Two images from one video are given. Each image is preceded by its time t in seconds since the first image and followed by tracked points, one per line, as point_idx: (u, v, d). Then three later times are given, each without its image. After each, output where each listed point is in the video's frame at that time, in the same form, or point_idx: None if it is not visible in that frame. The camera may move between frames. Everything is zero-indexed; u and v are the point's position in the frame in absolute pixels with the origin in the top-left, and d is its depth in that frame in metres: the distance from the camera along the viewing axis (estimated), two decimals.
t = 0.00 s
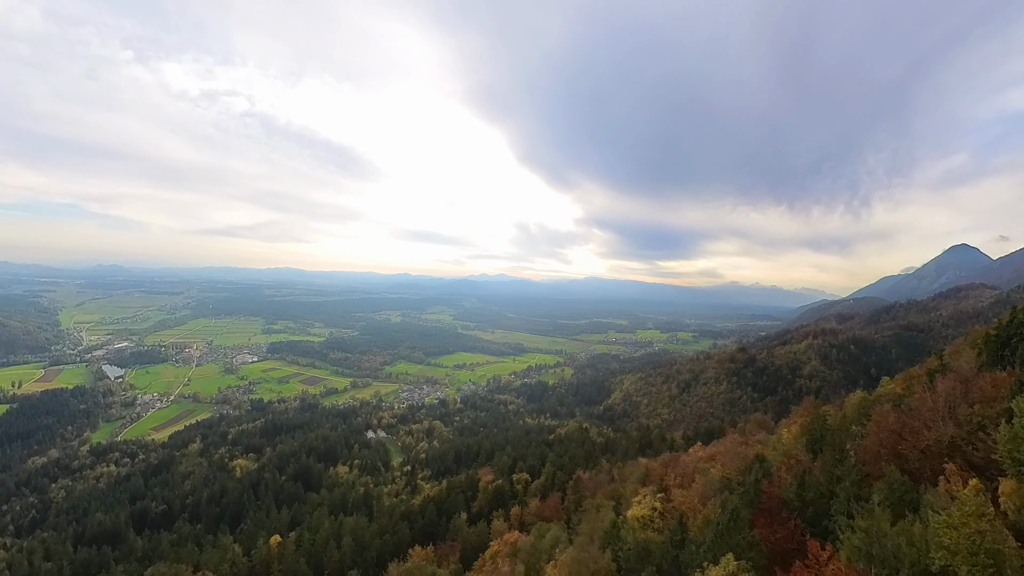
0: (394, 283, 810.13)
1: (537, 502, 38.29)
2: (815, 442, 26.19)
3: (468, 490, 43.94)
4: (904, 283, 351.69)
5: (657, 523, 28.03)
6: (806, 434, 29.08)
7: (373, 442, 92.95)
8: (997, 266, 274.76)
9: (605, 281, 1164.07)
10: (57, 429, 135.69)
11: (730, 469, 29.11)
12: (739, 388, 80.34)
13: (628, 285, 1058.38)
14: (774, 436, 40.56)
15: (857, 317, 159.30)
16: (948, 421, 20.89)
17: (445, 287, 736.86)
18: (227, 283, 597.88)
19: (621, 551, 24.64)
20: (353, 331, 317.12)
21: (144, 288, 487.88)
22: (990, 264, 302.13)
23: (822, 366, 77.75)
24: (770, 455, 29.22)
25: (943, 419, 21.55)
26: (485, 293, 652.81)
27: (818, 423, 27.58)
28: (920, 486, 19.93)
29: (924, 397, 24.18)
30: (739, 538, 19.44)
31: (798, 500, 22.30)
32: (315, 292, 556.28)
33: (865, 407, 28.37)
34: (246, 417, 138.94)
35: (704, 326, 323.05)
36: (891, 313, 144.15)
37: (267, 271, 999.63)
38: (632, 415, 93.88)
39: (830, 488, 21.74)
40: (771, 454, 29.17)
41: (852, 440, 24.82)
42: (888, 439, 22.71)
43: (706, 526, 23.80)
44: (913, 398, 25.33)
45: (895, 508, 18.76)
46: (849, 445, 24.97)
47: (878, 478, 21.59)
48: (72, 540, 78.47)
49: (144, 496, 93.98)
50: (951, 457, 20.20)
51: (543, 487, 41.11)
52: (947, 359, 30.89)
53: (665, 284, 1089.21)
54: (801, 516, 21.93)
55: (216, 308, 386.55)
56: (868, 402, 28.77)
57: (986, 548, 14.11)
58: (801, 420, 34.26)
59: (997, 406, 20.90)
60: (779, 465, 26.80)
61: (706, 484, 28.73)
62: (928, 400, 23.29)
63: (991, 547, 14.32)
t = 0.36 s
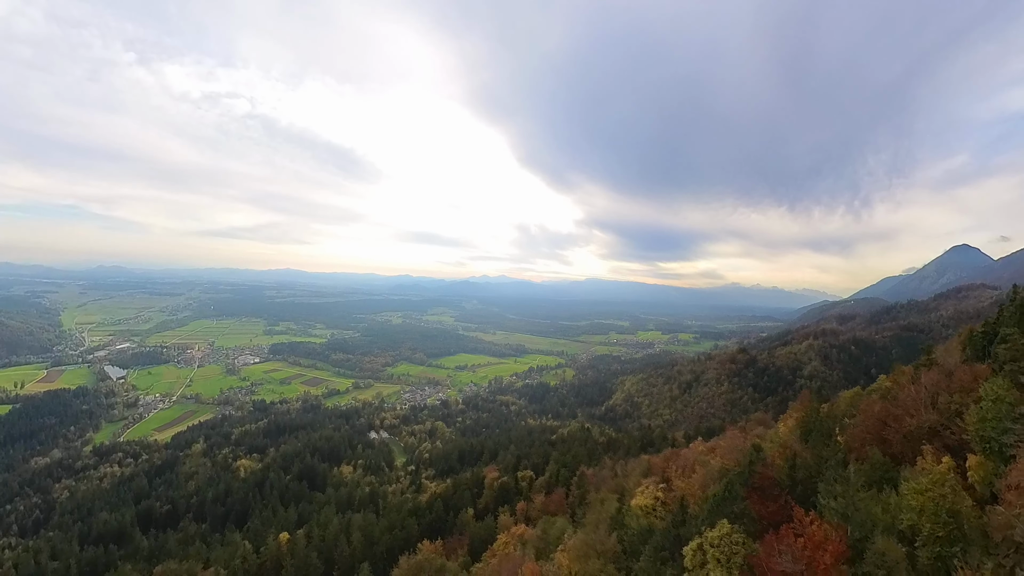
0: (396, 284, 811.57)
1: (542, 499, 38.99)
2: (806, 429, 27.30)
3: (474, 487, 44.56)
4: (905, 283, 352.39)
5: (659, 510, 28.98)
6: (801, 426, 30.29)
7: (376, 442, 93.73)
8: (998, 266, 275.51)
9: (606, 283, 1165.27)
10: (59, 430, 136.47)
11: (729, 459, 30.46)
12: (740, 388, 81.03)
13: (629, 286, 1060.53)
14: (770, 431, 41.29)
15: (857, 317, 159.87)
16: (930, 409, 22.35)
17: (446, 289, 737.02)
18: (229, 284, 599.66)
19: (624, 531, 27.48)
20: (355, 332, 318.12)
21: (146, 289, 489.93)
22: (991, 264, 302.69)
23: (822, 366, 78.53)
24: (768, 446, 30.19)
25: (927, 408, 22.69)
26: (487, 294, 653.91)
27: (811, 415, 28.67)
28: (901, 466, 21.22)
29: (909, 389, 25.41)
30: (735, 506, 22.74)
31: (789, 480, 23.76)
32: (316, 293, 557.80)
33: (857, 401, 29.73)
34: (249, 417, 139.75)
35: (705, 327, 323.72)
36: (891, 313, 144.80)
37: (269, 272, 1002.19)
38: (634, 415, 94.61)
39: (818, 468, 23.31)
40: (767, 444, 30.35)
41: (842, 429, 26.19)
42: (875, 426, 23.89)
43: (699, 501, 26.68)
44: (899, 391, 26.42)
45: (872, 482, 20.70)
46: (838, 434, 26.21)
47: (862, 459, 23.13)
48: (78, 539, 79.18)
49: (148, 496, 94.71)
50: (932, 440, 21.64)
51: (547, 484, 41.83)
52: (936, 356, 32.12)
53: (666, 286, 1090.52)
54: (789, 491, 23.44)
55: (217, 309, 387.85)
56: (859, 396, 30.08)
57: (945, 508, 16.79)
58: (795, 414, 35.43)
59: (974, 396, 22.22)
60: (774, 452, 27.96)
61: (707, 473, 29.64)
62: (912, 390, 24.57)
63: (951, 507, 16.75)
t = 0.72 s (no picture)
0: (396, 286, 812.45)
1: (547, 494, 39.93)
2: (799, 420, 29.32)
3: (479, 484, 45.33)
4: (906, 284, 352.39)
5: (661, 499, 29.84)
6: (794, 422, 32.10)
7: (379, 442, 94.44)
8: (999, 267, 275.44)
9: (607, 284, 1165.00)
10: (62, 430, 137.26)
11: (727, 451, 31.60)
12: (740, 389, 81.74)
13: (630, 288, 1060.09)
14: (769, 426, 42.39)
15: (858, 318, 160.25)
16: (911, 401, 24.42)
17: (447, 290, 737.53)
18: (230, 285, 601.09)
19: (628, 519, 29.01)
20: (356, 333, 318.94)
21: (146, 289, 491.57)
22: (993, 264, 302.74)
23: (823, 366, 79.15)
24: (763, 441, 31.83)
25: (908, 399, 25.17)
26: (487, 296, 653.80)
27: (804, 407, 30.85)
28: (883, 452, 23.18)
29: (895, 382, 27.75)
30: (729, 483, 24.23)
31: (780, 464, 25.45)
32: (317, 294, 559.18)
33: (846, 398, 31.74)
34: (251, 418, 140.61)
35: (706, 329, 324.05)
36: (892, 313, 145.15)
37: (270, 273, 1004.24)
38: (635, 416, 95.33)
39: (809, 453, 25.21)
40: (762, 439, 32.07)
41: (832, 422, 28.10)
42: (861, 416, 26.25)
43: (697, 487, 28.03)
44: (885, 384, 28.75)
45: (857, 466, 23.41)
46: (829, 425, 28.71)
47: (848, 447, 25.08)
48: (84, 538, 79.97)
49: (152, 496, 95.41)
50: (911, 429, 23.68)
51: (551, 480, 42.68)
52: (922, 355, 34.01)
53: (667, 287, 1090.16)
54: (780, 472, 24.80)
55: (218, 310, 388.73)
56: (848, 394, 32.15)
57: (917, 481, 19.12)
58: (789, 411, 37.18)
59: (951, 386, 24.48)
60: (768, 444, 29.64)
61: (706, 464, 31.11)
62: (896, 386, 26.49)
63: (923, 482, 19.06)
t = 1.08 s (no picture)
0: (398, 287, 814.07)
1: (549, 490, 40.74)
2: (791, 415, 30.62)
3: (483, 482, 46.04)
4: (908, 284, 352.89)
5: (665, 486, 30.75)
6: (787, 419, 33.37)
7: (382, 443, 95.23)
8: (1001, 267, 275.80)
9: (608, 285, 1165.70)
10: (65, 430, 138.19)
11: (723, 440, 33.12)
12: (741, 389, 82.43)
13: (630, 289, 1060.75)
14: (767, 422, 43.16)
15: (859, 319, 160.88)
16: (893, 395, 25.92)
17: (448, 291, 738.68)
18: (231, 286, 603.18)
19: (631, 506, 30.13)
20: (358, 334, 320.05)
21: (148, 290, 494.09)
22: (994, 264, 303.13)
23: (823, 367, 79.88)
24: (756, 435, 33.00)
25: (891, 389, 27.52)
26: (488, 297, 655.10)
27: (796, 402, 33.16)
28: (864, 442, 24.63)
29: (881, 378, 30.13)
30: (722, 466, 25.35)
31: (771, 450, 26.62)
32: (319, 295, 560.78)
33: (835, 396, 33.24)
34: (254, 419, 141.28)
35: (707, 330, 324.72)
36: (893, 313, 145.76)
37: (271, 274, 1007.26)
38: (637, 416, 96.06)
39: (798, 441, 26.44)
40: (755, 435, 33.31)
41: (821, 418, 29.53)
42: (850, 407, 28.57)
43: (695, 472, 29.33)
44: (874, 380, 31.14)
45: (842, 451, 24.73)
46: (821, 418, 30.98)
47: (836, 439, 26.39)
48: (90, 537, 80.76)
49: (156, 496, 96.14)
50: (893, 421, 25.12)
51: (554, 477, 43.41)
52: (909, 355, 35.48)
53: (668, 288, 1090.49)
54: (770, 456, 26.31)
55: (220, 311, 390.36)
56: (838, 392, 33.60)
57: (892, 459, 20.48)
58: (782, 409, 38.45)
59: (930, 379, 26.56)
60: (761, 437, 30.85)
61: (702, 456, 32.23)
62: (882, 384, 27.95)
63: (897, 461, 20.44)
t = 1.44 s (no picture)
0: (399, 289, 815.33)
1: (553, 486, 41.63)
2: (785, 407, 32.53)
3: (487, 479, 46.92)
4: (908, 285, 353.12)
5: (667, 474, 32.55)
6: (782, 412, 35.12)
7: (386, 443, 96.04)
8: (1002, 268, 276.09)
9: (609, 287, 1164.88)
10: (68, 431, 139.01)
11: (720, 427, 35.30)
12: (742, 389, 83.13)
13: (631, 291, 1061.52)
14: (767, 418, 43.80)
15: (859, 320, 161.47)
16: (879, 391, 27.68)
17: (448, 292, 738.72)
18: (233, 288, 604.41)
19: (633, 495, 31.83)
20: (359, 335, 320.88)
21: (149, 292, 495.51)
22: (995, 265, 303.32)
23: (823, 367, 80.55)
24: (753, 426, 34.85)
25: (876, 382, 29.52)
26: (489, 298, 656.18)
27: (789, 393, 35.39)
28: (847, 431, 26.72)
29: (870, 374, 32.01)
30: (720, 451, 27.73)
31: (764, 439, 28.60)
32: (320, 296, 562.17)
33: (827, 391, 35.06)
34: (256, 419, 142.00)
35: (708, 331, 325.56)
36: (893, 314, 146.56)
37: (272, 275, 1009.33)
38: (638, 417, 96.82)
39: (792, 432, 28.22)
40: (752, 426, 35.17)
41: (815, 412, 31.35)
42: (839, 401, 30.29)
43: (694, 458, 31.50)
44: (863, 376, 33.20)
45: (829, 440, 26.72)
46: (812, 410, 33.34)
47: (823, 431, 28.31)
48: (95, 536, 81.40)
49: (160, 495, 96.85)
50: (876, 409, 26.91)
51: (558, 473, 44.24)
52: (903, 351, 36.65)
53: (669, 289, 1090.45)
54: (762, 441, 28.55)
55: (221, 312, 391.61)
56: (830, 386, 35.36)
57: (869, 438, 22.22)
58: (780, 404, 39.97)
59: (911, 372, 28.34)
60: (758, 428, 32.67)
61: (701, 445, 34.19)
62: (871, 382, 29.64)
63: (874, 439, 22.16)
